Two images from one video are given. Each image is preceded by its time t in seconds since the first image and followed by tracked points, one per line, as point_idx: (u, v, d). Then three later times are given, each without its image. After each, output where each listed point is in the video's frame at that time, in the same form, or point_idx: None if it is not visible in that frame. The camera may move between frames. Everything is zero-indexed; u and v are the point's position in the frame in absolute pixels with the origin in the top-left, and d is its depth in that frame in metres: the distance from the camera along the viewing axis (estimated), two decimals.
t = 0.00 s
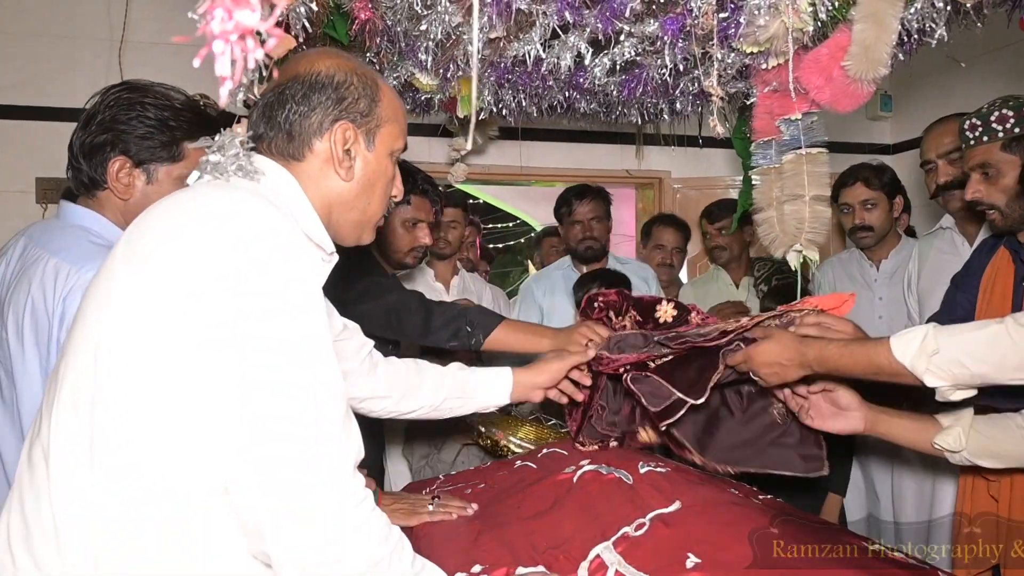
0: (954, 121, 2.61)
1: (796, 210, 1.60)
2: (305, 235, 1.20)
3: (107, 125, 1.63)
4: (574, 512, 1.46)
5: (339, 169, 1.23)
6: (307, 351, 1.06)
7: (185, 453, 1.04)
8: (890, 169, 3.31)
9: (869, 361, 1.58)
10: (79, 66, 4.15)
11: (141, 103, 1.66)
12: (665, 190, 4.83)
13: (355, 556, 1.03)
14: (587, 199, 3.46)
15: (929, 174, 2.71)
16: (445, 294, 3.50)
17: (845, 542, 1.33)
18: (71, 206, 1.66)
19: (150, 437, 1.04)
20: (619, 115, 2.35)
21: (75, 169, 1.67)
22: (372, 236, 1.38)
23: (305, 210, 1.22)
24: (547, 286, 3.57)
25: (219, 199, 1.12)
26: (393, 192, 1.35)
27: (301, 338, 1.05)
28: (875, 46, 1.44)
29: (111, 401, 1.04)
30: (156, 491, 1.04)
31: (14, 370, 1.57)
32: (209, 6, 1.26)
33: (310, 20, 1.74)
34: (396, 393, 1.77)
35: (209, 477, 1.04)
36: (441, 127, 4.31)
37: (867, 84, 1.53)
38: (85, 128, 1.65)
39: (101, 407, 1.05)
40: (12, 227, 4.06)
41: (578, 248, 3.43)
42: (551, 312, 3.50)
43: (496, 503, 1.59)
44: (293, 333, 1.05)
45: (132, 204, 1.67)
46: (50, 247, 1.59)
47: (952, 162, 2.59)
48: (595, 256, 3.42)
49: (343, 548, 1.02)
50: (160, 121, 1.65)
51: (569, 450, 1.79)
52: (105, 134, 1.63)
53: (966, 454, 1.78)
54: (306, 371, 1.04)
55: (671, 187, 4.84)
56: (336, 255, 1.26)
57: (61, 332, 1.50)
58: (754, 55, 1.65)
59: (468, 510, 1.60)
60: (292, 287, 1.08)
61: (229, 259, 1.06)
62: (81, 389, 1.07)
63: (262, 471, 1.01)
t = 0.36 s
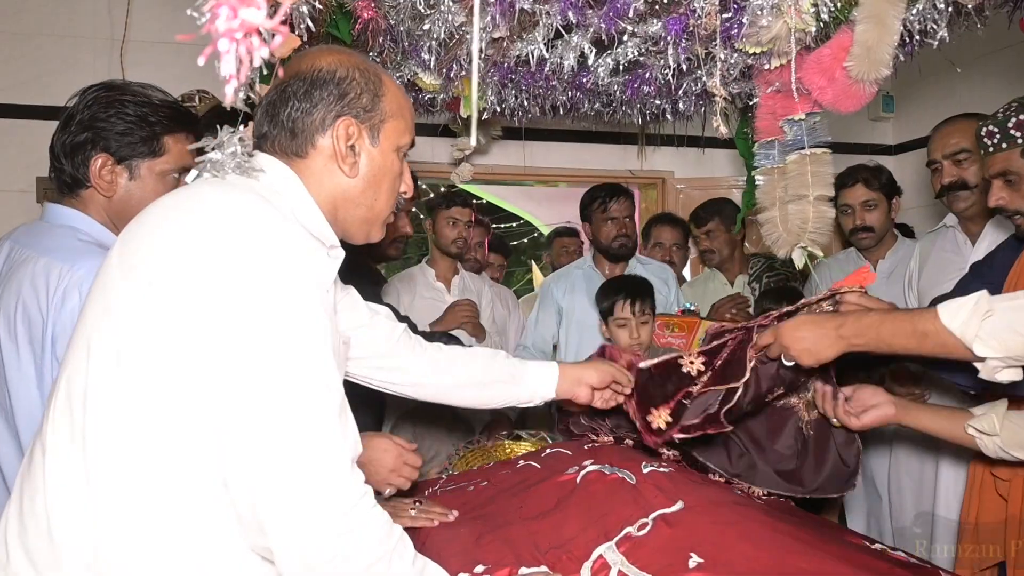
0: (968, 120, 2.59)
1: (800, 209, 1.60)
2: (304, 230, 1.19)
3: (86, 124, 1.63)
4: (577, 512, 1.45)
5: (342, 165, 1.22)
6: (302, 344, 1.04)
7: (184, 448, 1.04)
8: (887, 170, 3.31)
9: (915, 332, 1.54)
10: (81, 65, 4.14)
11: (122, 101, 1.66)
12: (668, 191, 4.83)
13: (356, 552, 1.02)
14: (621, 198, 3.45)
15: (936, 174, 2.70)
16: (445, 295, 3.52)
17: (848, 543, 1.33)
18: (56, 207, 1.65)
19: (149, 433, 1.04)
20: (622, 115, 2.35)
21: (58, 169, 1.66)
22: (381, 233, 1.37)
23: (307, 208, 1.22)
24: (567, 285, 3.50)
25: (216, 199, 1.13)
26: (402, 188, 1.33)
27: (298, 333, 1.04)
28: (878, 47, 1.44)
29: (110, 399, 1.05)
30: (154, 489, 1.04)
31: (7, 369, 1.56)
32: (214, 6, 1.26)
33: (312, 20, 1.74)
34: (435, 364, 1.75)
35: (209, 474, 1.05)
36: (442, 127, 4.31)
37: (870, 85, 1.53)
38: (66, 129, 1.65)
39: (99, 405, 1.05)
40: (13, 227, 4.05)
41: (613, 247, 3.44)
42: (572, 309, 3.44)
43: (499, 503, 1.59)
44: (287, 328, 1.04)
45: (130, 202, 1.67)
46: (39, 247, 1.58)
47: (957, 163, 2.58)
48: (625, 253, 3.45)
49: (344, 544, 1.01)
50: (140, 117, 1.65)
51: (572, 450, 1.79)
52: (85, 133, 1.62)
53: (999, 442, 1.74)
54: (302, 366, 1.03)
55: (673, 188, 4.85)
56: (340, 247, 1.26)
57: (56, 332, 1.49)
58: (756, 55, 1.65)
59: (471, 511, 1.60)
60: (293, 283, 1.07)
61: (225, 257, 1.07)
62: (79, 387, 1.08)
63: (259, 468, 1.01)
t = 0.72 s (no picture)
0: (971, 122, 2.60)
1: (794, 211, 1.58)
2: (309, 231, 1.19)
3: (83, 120, 1.63)
4: (577, 513, 1.46)
5: (346, 169, 1.21)
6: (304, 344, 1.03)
7: (186, 445, 1.04)
8: (877, 173, 3.31)
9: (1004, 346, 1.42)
10: (76, 64, 4.13)
11: (120, 96, 1.65)
12: (669, 193, 4.85)
13: (358, 554, 1.00)
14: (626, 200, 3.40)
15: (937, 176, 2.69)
16: (443, 296, 3.52)
17: (847, 544, 1.33)
18: (57, 206, 1.65)
19: (150, 431, 1.04)
20: (622, 117, 2.37)
21: (55, 167, 1.65)
22: (393, 238, 1.35)
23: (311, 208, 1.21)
24: (574, 285, 3.51)
25: (219, 200, 1.13)
26: (414, 194, 1.31)
27: (300, 332, 1.03)
28: (875, 51, 1.45)
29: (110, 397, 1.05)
30: (153, 486, 1.04)
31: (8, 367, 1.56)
32: (214, 8, 1.24)
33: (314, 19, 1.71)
34: (453, 381, 1.55)
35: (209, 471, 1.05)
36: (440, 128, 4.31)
37: (867, 88, 1.53)
38: (63, 126, 1.64)
39: (99, 403, 1.05)
40: (9, 227, 4.04)
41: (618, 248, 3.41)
42: (578, 310, 3.45)
43: (499, 504, 1.59)
44: (289, 327, 1.03)
45: (132, 200, 1.67)
46: (39, 244, 1.58)
47: (959, 166, 2.58)
48: (627, 258, 3.43)
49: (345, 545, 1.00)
50: (137, 112, 1.64)
51: (572, 450, 1.79)
52: (82, 129, 1.62)
53: None
54: (303, 365, 1.02)
55: (673, 189, 4.86)
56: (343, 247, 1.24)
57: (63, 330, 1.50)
58: (756, 58, 1.66)
59: (471, 512, 1.60)
60: (295, 282, 1.07)
61: (227, 256, 1.07)
62: (78, 386, 1.08)
63: (259, 468, 1.00)
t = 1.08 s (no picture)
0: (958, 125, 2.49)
1: (785, 214, 1.56)
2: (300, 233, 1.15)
3: (67, 116, 1.60)
4: (571, 513, 1.46)
5: (342, 167, 1.18)
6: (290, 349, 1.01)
7: (172, 450, 1.03)
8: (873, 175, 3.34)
9: None
10: (56, 62, 4.06)
11: (109, 92, 1.63)
12: (664, 194, 4.82)
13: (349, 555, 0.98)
14: (610, 208, 3.33)
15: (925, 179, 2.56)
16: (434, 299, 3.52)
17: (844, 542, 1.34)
18: (46, 205, 1.61)
19: (129, 438, 1.01)
20: (618, 118, 2.38)
21: (40, 166, 1.62)
22: (395, 237, 1.33)
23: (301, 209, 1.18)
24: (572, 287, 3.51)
25: (202, 201, 1.10)
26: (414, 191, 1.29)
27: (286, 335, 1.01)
28: (862, 58, 1.42)
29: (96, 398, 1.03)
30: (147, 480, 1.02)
31: None
32: (203, 5, 1.21)
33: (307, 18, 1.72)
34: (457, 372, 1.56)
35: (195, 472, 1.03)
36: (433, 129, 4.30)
37: (855, 93, 1.50)
38: (47, 121, 1.62)
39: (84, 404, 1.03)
40: None
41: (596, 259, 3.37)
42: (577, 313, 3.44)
43: (494, 505, 1.59)
44: (274, 329, 1.01)
45: (121, 197, 1.65)
46: (29, 245, 1.55)
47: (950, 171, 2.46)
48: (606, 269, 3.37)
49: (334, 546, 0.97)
50: (126, 108, 1.63)
51: (567, 450, 1.80)
52: (66, 126, 1.60)
53: None
54: (286, 373, 0.99)
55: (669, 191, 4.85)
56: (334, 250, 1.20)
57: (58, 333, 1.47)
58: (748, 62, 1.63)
59: (467, 513, 1.60)
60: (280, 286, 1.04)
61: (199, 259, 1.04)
62: (58, 391, 1.05)
63: (243, 474, 0.96)
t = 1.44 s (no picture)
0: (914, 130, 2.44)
1: (749, 215, 1.56)
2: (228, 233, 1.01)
3: None
4: (534, 511, 1.46)
5: (280, 168, 1.07)
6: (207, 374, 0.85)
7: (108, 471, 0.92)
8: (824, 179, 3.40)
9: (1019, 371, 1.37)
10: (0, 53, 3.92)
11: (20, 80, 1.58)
12: (627, 195, 4.84)
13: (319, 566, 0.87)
14: (572, 209, 3.31)
15: (884, 185, 2.49)
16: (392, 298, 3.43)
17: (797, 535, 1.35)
18: None
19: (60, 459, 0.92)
20: (582, 120, 2.39)
21: None
22: (319, 234, 1.21)
23: (229, 204, 1.05)
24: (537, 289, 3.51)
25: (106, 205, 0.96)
26: (343, 190, 1.18)
27: (205, 356, 0.85)
28: (819, 63, 1.44)
29: (6, 420, 0.94)
30: (69, 511, 0.92)
31: None
32: None
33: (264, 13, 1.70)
34: (372, 368, 1.46)
35: (113, 497, 0.92)
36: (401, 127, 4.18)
37: (812, 98, 1.52)
38: None
39: None
40: None
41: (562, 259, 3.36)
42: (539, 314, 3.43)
43: (456, 506, 1.58)
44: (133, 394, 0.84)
45: (42, 189, 1.61)
46: None
47: (908, 174, 2.41)
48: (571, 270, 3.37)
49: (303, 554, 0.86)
50: (41, 96, 1.58)
51: (529, 450, 1.81)
52: None
53: None
54: (203, 384, 0.84)
55: (633, 191, 4.88)
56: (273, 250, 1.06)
57: None
58: (708, 66, 1.63)
59: (428, 515, 1.59)
60: (183, 286, 0.88)
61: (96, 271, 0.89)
62: None
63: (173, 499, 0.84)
